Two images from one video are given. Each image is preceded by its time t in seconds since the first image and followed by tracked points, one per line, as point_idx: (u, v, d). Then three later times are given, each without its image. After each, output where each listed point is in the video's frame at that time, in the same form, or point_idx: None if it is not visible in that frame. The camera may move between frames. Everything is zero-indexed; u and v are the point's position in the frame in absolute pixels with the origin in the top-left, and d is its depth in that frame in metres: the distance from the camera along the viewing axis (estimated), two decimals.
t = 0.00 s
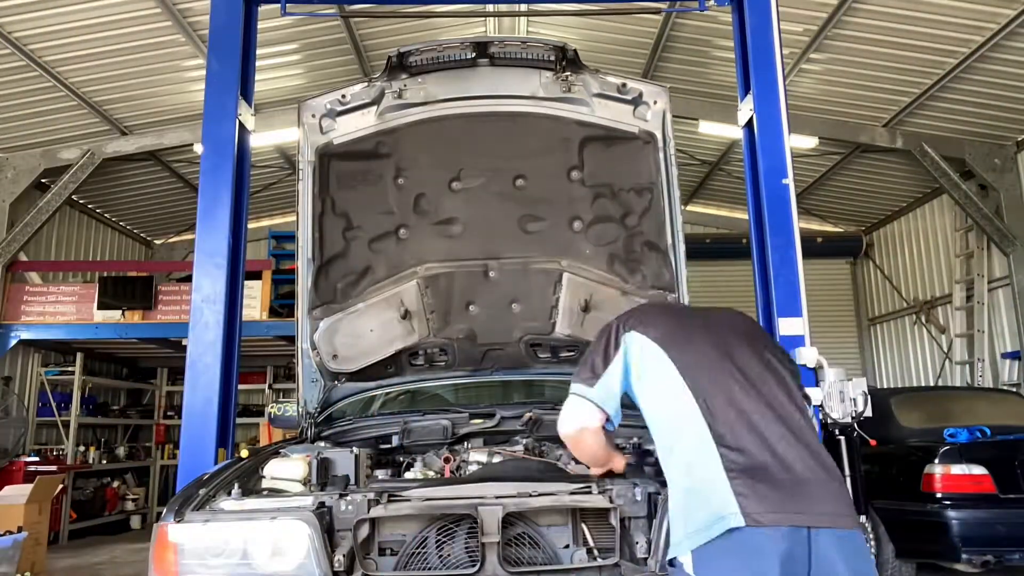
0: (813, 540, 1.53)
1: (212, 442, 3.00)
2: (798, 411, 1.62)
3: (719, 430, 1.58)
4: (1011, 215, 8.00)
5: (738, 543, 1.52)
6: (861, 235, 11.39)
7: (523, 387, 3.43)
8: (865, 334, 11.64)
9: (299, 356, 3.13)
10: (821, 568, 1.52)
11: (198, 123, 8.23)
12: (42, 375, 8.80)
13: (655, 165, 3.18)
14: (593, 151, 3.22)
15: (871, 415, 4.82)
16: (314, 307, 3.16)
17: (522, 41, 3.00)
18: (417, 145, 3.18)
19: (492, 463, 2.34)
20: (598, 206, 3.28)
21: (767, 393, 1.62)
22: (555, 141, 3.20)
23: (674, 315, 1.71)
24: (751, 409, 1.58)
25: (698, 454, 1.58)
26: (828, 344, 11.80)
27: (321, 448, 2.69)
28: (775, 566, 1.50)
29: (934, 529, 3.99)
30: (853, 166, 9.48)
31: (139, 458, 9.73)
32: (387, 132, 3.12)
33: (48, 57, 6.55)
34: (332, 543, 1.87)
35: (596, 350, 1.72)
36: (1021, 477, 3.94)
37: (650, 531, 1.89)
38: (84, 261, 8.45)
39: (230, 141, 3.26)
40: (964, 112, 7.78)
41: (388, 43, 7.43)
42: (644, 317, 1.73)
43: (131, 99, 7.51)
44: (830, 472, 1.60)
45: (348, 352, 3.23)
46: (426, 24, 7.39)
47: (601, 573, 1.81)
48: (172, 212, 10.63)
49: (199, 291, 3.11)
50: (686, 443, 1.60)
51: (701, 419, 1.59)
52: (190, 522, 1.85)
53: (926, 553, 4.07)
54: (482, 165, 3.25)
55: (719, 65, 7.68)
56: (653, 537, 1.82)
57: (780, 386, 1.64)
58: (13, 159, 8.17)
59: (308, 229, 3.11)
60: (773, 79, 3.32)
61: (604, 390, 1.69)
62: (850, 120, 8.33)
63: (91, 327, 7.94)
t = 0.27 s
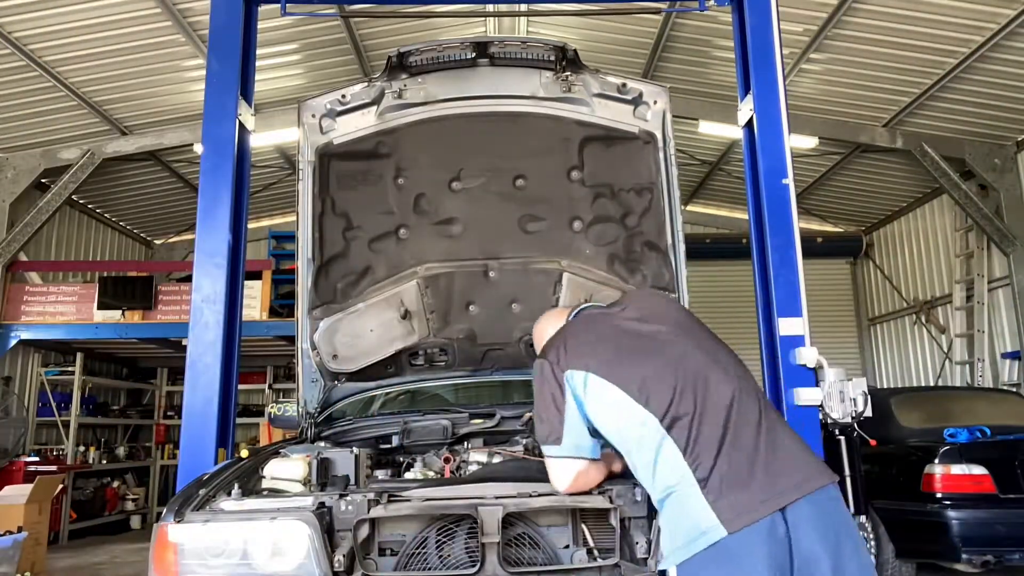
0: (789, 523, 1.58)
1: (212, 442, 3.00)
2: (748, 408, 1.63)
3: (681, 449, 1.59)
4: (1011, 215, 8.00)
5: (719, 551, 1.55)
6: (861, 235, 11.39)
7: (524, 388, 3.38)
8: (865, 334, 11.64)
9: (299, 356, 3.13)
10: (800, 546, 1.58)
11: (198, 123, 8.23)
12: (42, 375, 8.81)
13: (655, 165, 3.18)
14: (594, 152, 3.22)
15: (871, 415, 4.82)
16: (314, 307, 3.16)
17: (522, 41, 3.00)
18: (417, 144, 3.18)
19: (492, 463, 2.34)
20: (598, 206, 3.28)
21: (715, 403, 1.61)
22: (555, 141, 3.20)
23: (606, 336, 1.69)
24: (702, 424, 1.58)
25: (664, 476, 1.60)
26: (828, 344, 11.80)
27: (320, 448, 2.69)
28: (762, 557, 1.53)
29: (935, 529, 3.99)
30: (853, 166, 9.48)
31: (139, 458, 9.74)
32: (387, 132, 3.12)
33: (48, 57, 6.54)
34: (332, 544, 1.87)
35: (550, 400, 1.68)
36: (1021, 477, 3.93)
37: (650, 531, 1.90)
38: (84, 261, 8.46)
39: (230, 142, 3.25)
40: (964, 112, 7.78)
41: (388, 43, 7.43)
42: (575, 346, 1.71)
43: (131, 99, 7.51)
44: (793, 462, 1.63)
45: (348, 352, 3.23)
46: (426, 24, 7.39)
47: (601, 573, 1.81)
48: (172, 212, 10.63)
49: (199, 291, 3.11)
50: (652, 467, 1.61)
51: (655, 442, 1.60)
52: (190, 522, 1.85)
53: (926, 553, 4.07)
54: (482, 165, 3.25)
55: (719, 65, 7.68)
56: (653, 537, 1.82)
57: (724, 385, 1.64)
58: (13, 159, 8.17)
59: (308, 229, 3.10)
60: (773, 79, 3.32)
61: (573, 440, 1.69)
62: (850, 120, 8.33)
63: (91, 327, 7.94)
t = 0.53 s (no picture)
0: (809, 526, 1.61)
1: (212, 443, 3.00)
2: (782, 423, 1.68)
3: (713, 430, 1.65)
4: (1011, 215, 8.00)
5: (728, 539, 1.59)
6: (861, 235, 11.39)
7: (523, 387, 3.48)
8: (865, 334, 11.64)
9: (299, 356, 3.13)
10: (818, 551, 1.60)
11: (198, 123, 8.23)
12: (42, 375, 8.81)
13: (655, 165, 3.18)
14: (594, 152, 3.22)
15: (871, 415, 4.82)
16: (314, 307, 3.16)
17: (522, 41, 3.00)
18: (417, 144, 3.18)
19: (492, 463, 2.34)
20: (598, 206, 3.28)
21: (751, 401, 1.68)
22: (555, 141, 3.20)
23: (662, 320, 1.80)
24: (736, 417, 1.66)
25: (689, 458, 1.66)
26: (828, 344, 11.80)
27: (320, 448, 2.69)
28: (775, 553, 1.56)
29: (935, 529, 3.98)
30: (853, 167, 9.48)
31: (139, 458, 9.74)
32: (387, 132, 3.12)
33: (48, 57, 6.55)
34: (332, 544, 1.87)
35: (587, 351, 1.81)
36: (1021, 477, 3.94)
37: (650, 531, 1.89)
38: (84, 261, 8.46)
39: (230, 142, 3.26)
40: (964, 112, 7.78)
41: (388, 43, 7.43)
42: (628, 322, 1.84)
43: (131, 99, 7.51)
44: (818, 469, 1.68)
45: (348, 352, 3.23)
46: (426, 24, 7.39)
47: (601, 573, 1.81)
48: (172, 212, 10.63)
49: (198, 291, 3.11)
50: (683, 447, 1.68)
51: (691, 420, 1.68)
52: (190, 522, 1.84)
53: (926, 553, 4.07)
54: (482, 165, 3.25)
55: (719, 65, 7.68)
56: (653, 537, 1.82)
57: (763, 389, 1.72)
58: (13, 159, 8.17)
59: (309, 229, 3.10)
60: (773, 79, 3.32)
61: (596, 385, 1.79)
62: (850, 120, 8.33)
63: (91, 327, 7.94)
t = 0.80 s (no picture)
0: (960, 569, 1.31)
1: (211, 443, 3.00)
2: (968, 397, 1.33)
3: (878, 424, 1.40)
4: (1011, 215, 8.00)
5: (873, 549, 1.38)
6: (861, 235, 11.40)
7: (523, 387, 3.46)
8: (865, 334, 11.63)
9: (298, 355, 3.13)
10: None
11: (198, 123, 8.23)
12: (43, 375, 8.82)
13: (654, 164, 3.19)
14: (594, 151, 3.21)
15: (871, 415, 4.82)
16: (314, 307, 3.16)
17: (522, 41, 3.00)
18: (417, 144, 3.17)
19: (492, 463, 2.34)
20: (598, 206, 3.28)
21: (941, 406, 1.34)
22: (555, 141, 3.20)
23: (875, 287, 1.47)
24: (896, 401, 1.38)
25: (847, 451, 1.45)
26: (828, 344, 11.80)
27: (320, 448, 2.69)
28: None
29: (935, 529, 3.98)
30: (853, 167, 9.49)
31: (140, 458, 9.74)
32: (387, 132, 3.12)
33: (48, 57, 6.55)
34: (331, 544, 1.87)
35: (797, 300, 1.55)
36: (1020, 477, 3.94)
37: (650, 531, 1.87)
38: (84, 261, 8.46)
39: (230, 142, 3.26)
40: (964, 112, 7.78)
41: (388, 44, 7.43)
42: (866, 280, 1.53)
43: (131, 99, 7.51)
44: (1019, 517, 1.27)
45: (348, 352, 3.23)
46: (426, 24, 7.39)
47: (601, 573, 1.81)
48: (172, 212, 10.63)
49: (198, 291, 3.11)
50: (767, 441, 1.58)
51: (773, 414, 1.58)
52: (189, 522, 1.86)
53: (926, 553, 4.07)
54: (482, 165, 3.25)
55: (719, 65, 7.69)
56: (653, 537, 1.82)
57: (977, 399, 1.32)
58: (13, 159, 8.17)
59: (309, 229, 3.10)
60: (773, 79, 3.32)
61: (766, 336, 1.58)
62: (849, 120, 8.34)
63: (91, 327, 7.94)
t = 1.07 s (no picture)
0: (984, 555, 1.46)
1: (211, 443, 3.00)
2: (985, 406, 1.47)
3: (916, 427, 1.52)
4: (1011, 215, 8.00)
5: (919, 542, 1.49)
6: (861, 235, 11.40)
7: (522, 386, 3.49)
8: (865, 334, 11.63)
9: (298, 355, 3.14)
10: None
11: (198, 123, 8.23)
12: (42, 375, 8.82)
13: (654, 164, 3.18)
14: (594, 152, 3.21)
15: (872, 415, 4.82)
16: (314, 308, 3.16)
17: (522, 41, 3.00)
18: (417, 144, 3.17)
19: (492, 463, 2.34)
20: (598, 206, 3.28)
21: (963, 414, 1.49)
22: (555, 141, 3.20)
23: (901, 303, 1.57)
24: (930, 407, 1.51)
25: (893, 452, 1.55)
26: (828, 344, 11.80)
27: (321, 448, 2.70)
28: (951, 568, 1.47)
29: (935, 529, 3.98)
30: (854, 166, 9.48)
31: (140, 458, 9.74)
32: (387, 132, 3.11)
33: (48, 57, 6.55)
34: (331, 544, 1.87)
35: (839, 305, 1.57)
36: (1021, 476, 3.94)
37: (650, 531, 1.87)
38: (84, 261, 8.46)
39: (230, 141, 3.26)
40: (964, 112, 7.78)
41: (388, 44, 7.43)
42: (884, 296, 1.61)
43: (131, 99, 7.51)
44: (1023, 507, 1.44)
45: (348, 352, 3.23)
46: (426, 24, 7.39)
47: (601, 573, 1.80)
48: (172, 212, 10.63)
49: (198, 291, 3.11)
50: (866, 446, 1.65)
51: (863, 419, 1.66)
52: (189, 522, 1.86)
53: (926, 553, 4.07)
54: (482, 165, 3.25)
55: (718, 65, 7.69)
56: (653, 537, 1.82)
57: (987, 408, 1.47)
58: (13, 159, 8.17)
59: (309, 230, 3.10)
60: (773, 79, 3.31)
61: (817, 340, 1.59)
62: (849, 119, 8.33)
63: (91, 327, 7.94)
